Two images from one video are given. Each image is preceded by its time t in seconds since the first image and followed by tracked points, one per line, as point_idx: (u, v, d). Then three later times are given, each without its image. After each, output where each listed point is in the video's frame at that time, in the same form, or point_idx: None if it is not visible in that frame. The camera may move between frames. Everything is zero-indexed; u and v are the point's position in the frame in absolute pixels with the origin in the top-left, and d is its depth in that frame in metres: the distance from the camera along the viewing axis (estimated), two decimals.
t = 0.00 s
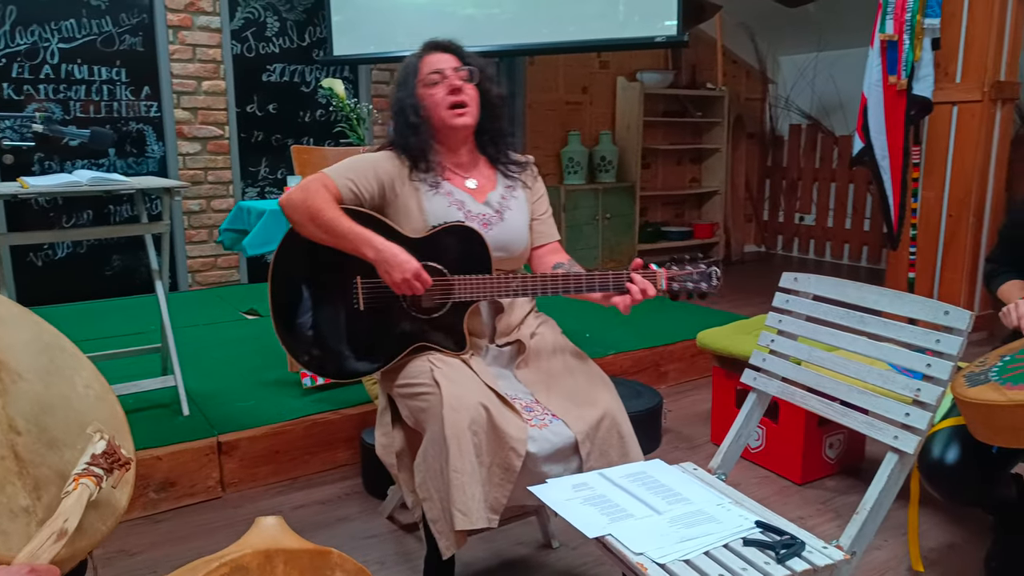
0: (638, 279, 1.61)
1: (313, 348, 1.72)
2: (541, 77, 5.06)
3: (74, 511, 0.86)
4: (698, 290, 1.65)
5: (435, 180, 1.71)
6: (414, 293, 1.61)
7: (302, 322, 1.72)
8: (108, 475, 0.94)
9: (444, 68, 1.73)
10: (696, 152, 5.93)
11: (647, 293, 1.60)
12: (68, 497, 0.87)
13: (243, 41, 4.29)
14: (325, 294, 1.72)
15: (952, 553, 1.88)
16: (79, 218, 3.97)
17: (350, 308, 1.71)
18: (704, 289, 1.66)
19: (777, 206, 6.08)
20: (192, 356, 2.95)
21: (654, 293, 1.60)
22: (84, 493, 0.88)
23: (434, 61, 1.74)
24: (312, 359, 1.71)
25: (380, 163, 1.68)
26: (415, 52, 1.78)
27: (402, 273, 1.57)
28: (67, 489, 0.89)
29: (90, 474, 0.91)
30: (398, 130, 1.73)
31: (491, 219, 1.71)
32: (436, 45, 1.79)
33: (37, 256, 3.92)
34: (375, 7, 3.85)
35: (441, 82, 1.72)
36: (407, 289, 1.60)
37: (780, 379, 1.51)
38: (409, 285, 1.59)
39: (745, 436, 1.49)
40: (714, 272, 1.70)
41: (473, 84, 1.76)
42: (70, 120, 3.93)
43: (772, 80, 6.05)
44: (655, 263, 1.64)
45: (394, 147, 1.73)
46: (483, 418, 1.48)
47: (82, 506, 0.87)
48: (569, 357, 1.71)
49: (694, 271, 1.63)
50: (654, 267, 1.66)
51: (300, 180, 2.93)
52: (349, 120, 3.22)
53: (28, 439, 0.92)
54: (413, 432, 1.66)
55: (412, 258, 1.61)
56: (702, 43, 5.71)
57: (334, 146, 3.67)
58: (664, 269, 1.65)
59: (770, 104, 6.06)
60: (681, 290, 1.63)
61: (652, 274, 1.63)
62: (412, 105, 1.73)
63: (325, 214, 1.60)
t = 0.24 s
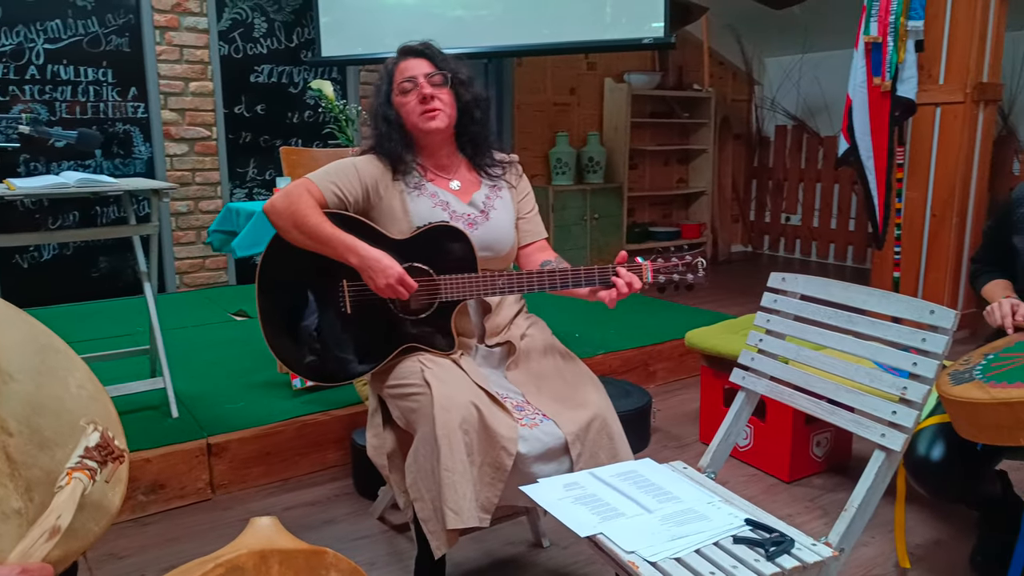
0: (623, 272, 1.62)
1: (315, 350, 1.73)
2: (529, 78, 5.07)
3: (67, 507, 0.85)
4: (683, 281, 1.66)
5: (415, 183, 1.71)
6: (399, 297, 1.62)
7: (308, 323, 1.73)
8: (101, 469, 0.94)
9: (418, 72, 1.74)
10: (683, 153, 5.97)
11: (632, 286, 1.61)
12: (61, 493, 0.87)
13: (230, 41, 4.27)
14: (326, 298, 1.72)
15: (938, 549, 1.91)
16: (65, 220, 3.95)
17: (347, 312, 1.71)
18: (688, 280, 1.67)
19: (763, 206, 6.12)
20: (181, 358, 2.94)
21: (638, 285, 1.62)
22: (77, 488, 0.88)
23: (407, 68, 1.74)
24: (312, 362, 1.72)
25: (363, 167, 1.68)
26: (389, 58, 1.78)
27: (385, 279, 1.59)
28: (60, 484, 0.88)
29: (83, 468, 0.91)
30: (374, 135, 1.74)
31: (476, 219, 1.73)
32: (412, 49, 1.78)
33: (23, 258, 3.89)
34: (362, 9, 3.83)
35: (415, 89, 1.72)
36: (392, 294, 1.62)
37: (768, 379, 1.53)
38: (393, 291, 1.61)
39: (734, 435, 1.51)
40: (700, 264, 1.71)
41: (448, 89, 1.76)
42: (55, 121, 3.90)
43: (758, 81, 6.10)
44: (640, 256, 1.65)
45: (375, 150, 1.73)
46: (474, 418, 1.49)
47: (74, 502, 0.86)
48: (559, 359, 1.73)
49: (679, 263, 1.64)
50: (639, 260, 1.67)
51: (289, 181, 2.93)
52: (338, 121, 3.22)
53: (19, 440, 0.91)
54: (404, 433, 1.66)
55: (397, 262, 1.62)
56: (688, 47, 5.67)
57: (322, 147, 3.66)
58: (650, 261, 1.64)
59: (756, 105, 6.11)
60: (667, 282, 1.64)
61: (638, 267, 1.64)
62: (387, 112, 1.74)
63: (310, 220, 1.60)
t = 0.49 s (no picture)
0: (612, 275, 1.61)
1: (309, 350, 1.72)
2: (517, 79, 5.08)
3: (58, 502, 0.84)
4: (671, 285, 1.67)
5: (405, 185, 1.71)
6: (387, 297, 1.61)
7: (303, 323, 1.73)
8: (95, 459, 0.94)
9: (415, 74, 1.72)
10: (671, 153, 5.98)
11: (621, 288, 1.60)
12: (53, 486, 0.86)
13: (217, 41, 4.25)
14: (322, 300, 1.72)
15: (925, 546, 1.92)
16: (49, 221, 3.92)
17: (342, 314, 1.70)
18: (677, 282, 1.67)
19: (751, 206, 6.15)
20: (168, 360, 2.92)
21: (627, 288, 1.61)
22: (70, 480, 0.88)
23: (403, 69, 1.73)
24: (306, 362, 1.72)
25: (351, 168, 1.68)
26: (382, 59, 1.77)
27: (375, 278, 1.58)
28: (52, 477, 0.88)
29: (76, 460, 0.91)
30: (367, 135, 1.73)
31: (466, 221, 1.72)
32: (408, 50, 1.77)
33: (7, 260, 3.85)
34: (350, 9, 3.82)
35: (414, 90, 1.71)
36: (381, 294, 1.60)
37: (757, 377, 1.54)
38: (382, 292, 1.59)
39: (723, 434, 1.51)
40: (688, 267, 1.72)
41: (446, 91, 1.75)
42: (40, 121, 3.87)
43: (745, 82, 6.13)
44: (629, 259, 1.66)
45: (364, 151, 1.72)
46: (463, 418, 1.49)
47: (67, 495, 0.86)
48: (548, 360, 1.73)
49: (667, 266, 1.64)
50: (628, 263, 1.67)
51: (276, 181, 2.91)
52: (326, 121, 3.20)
53: (9, 440, 0.88)
54: (393, 435, 1.66)
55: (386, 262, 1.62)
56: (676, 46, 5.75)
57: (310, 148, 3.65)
58: (638, 264, 1.65)
59: (743, 106, 6.14)
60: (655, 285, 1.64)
61: (627, 269, 1.64)
62: (382, 113, 1.72)
63: (299, 221, 1.60)
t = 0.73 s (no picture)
0: (606, 279, 1.60)
1: (293, 351, 1.70)
2: (506, 79, 5.07)
3: (42, 512, 0.83)
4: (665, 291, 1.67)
5: (402, 186, 1.69)
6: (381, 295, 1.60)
7: (284, 325, 1.71)
8: (80, 472, 0.92)
9: (409, 76, 1.72)
10: (660, 154, 5.99)
11: (615, 293, 1.59)
12: (37, 498, 0.84)
13: (204, 40, 4.22)
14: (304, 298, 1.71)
15: (915, 544, 1.93)
16: (34, 221, 3.88)
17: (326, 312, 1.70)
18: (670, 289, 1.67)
19: (740, 206, 6.17)
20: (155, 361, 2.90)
21: (621, 293, 1.60)
22: (55, 492, 0.85)
23: (397, 71, 1.72)
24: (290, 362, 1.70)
25: (343, 167, 1.66)
26: (376, 60, 1.76)
27: (370, 276, 1.57)
28: (36, 489, 0.85)
29: (61, 473, 0.88)
30: (363, 136, 1.70)
31: (460, 222, 1.72)
32: (403, 52, 1.76)
33: None
34: (338, 7, 3.80)
35: (408, 93, 1.70)
36: (374, 292, 1.59)
37: (749, 376, 1.54)
38: (376, 290, 1.59)
39: (715, 433, 1.51)
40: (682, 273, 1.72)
41: (441, 93, 1.74)
42: (24, 121, 3.83)
43: (733, 82, 6.15)
44: (623, 264, 1.65)
45: (358, 150, 1.70)
46: (454, 418, 1.48)
47: (51, 506, 0.84)
48: (539, 359, 1.72)
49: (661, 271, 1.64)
50: (622, 268, 1.67)
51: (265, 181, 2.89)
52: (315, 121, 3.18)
53: None
54: (384, 435, 1.65)
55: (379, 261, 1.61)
56: (665, 45, 5.75)
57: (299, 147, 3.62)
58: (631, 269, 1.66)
59: (731, 106, 6.16)
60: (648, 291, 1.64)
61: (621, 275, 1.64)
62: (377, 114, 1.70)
63: (293, 220, 1.59)
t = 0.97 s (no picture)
0: (605, 284, 1.61)
1: (282, 352, 1.70)
2: (499, 79, 5.07)
3: (37, 514, 0.78)
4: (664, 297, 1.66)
5: (403, 185, 1.70)
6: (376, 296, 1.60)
7: (275, 326, 1.69)
8: (76, 476, 0.85)
9: (409, 78, 1.70)
10: (653, 153, 5.99)
11: (614, 297, 1.60)
12: (30, 501, 0.79)
13: (196, 40, 4.20)
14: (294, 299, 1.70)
15: (910, 543, 1.93)
16: (25, 222, 3.85)
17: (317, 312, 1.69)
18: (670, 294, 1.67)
19: (733, 206, 6.18)
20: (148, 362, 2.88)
21: (620, 297, 1.61)
22: (49, 494, 0.80)
23: (397, 72, 1.71)
24: (283, 363, 1.69)
25: (344, 164, 1.65)
26: (383, 59, 1.76)
27: (364, 278, 1.57)
28: (30, 492, 0.81)
29: (56, 473, 0.83)
30: (363, 133, 1.72)
31: (460, 224, 1.72)
32: (407, 51, 1.74)
33: None
34: (331, 7, 3.79)
35: (404, 96, 1.69)
36: (368, 293, 1.59)
37: (745, 375, 1.53)
38: (371, 291, 1.58)
39: (712, 433, 1.51)
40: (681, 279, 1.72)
41: (439, 97, 1.72)
42: (14, 121, 3.80)
43: (726, 82, 6.16)
44: (621, 269, 1.66)
45: (358, 149, 1.70)
46: (451, 418, 1.48)
47: (46, 509, 0.78)
48: (535, 360, 1.72)
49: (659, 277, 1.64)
50: (620, 273, 1.67)
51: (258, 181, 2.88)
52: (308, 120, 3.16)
53: None
54: (379, 435, 1.64)
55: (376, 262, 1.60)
56: (658, 46, 5.75)
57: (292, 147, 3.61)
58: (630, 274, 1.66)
59: (724, 106, 6.17)
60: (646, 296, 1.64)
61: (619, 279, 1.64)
62: (373, 114, 1.72)
63: (292, 217, 1.57)
